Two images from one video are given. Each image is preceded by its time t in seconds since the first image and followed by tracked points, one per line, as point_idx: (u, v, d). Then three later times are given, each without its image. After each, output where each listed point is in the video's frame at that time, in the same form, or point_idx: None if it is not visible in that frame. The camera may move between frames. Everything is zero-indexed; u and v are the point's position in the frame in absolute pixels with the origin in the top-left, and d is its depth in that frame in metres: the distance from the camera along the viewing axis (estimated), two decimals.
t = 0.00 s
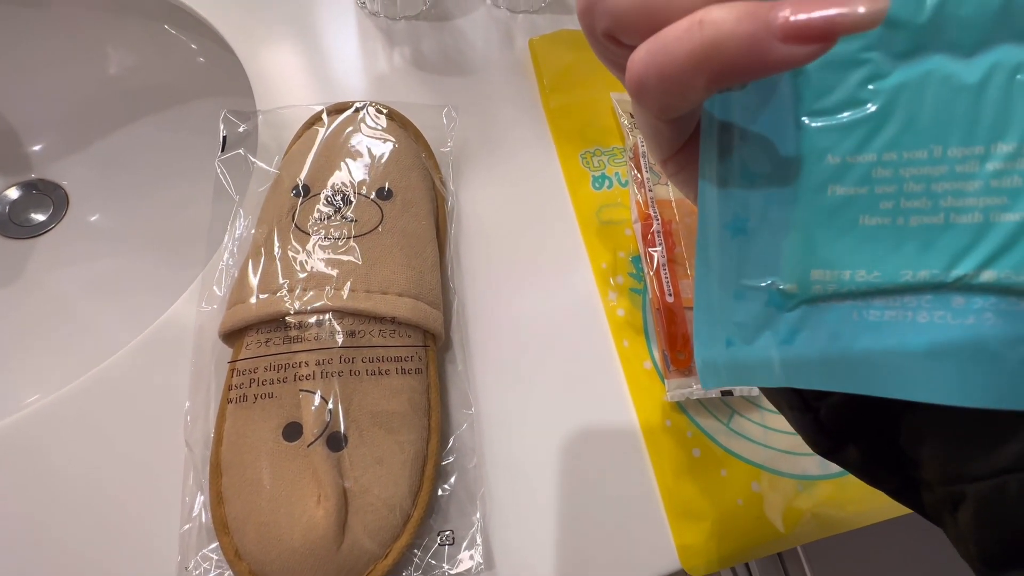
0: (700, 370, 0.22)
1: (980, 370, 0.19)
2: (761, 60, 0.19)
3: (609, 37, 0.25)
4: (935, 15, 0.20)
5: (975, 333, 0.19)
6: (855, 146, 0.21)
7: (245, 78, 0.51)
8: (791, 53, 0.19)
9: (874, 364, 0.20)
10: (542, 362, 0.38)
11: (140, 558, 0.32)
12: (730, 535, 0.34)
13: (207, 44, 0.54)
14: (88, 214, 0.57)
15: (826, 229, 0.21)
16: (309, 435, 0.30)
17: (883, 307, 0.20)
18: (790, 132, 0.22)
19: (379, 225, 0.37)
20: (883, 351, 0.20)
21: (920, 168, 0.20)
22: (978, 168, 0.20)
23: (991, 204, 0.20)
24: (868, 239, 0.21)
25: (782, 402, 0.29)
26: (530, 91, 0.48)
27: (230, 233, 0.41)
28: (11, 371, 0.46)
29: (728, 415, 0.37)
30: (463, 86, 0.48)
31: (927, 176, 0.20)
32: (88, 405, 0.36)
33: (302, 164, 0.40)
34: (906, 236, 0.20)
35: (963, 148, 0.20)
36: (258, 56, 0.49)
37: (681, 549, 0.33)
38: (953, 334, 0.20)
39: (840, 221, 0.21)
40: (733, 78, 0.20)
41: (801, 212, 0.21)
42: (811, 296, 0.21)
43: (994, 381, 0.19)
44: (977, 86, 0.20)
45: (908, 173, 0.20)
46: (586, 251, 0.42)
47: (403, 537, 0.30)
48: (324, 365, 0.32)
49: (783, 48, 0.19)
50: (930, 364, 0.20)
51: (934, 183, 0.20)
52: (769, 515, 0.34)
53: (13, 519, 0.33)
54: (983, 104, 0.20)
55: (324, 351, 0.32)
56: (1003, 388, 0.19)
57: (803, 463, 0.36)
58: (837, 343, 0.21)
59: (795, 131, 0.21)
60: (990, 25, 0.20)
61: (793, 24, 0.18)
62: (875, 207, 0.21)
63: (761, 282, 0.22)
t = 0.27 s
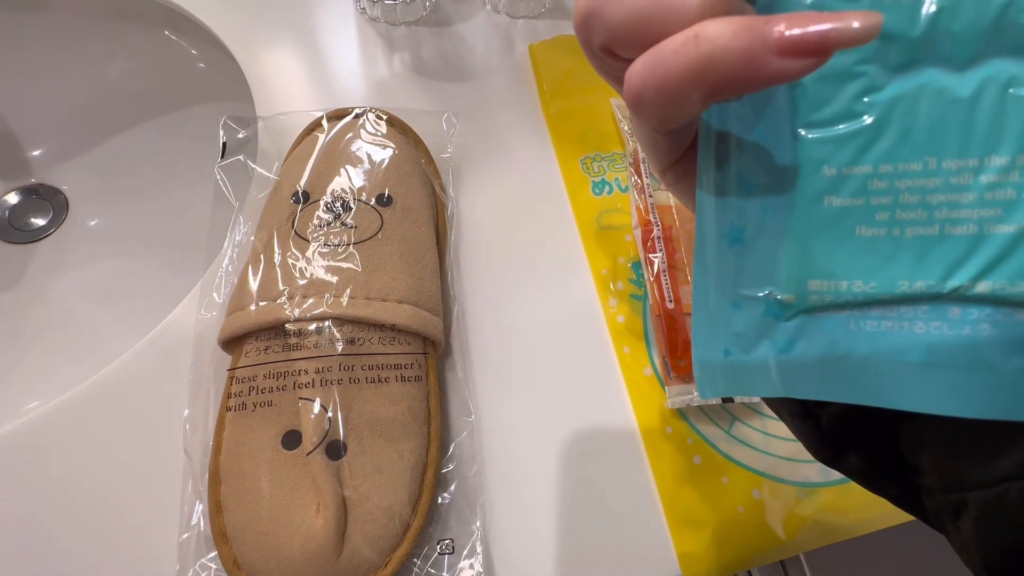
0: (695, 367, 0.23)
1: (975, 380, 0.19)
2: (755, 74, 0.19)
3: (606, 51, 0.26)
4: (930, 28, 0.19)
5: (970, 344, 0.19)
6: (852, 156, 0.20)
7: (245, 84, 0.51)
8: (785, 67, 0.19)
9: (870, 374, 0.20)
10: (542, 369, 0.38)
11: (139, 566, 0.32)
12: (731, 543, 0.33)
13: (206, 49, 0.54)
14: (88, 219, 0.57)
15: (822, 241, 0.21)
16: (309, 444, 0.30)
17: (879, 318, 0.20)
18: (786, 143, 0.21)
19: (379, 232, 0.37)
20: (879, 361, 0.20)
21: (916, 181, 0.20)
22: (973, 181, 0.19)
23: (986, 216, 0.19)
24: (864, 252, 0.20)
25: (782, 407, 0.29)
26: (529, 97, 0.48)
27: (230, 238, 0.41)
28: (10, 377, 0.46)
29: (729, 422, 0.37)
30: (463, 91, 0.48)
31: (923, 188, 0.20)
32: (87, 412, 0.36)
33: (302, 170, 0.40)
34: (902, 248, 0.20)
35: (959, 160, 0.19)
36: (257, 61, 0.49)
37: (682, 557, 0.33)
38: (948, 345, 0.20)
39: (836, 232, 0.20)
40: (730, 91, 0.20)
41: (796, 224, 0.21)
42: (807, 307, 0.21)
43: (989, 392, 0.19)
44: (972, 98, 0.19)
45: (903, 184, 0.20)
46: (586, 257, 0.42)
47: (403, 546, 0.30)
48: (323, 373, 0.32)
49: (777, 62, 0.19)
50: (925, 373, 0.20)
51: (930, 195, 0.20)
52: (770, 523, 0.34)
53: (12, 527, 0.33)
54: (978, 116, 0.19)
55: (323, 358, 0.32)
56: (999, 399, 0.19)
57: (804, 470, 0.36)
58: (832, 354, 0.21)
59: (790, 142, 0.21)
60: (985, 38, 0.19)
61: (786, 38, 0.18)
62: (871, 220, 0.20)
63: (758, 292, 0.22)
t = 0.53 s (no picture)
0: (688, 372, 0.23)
1: (963, 389, 0.20)
2: (743, 91, 0.19)
3: (598, 65, 0.26)
4: (916, 44, 0.20)
5: (958, 354, 0.20)
6: (840, 170, 0.20)
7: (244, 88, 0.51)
8: (771, 85, 0.19)
9: (860, 381, 0.21)
10: (539, 374, 0.38)
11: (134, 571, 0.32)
12: (728, 547, 0.33)
13: (204, 53, 0.54)
14: (86, 222, 0.57)
15: (812, 253, 0.21)
16: (304, 448, 0.30)
17: (870, 328, 0.20)
18: (775, 155, 0.21)
19: (375, 236, 0.37)
20: (869, 369, 0.21)
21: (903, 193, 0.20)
22: (959, 193, 0.19)
23: (972, 228, 0.19)
24: (852, 263, 0.20)
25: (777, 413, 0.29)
26: (527, 101, 0.48)
27: (227, 241, 0.41)
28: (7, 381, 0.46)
29: (726, 426, 0.37)
30: (461, 96, 0.48)
31: (911, 201, 0.20)
32: (83, 417, 0.35)
33: (299, 174, 0.40)
34: (891, 259, 0.20)
35: (945, 173, 0.19)
36: (255, 66, 0.49)
37: (679, 562, 0.33)
38: (937, 355, 0.20)
39: (826, 244, 0.21)
40: (719, 108, 0.20)
41: (787, 235, 0.21)
42: (798, 316, 0.21)
43: (976, 401, 0.20)
44: (958, 112, 0.19)
45: (891, 197, 0.20)
46: (583, 261, 0.42)
47: (398, 551, 0.30)
48: (320, 377, 0.32)
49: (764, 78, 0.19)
50: (915, 382, 0.20)
51: (918, 207, 0.20)
52: (767, 527, 0.34)
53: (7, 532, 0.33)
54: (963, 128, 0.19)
55: (320, 362, 0.32)
56: (987, 407, 0.20)
57: (802, 475, 0.36)
58: (823, 362, 0.21)
59: (780, 154, 0.21)
60: (969, 53, 0.19)
61: (772, 56, 0.19)
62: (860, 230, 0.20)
63: (750, 301, 0.22)
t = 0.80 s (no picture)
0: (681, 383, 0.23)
1: (950, 401, 0.20)
2: (731, 111, 0.20)
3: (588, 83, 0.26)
4: (900, 62, 0.20)
5: (946, 367, 0.20)
6: (828, 184, 0.20)
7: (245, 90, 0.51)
8: (757, 105, 0.19)
9: (848, 393, 0.21)
10: (537, 376, 0.38)
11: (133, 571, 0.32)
12: (727, 549, 0.33)
13: (205, 56, 0.55)
14: (87, 224, 0.57)
15: (801, 267, 0.21)
16: (303, 449, 0.30)
17: (858, 340, 0.21)
18: (764, 169, 0.21)
19: (375, 238, 0.37)
20: (858, 381, 0.21)
21: (890, 208, 0.20)
22: (944, 209, 0.20)
23: (957, 243, 0.20)
24: (840, 276, 0.21)
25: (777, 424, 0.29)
26: (527, 103, 0.48)
27: (227, 243, 0.41)
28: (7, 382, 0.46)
29: (726, 428, 0.37)
30: (460, 98, 0.48)
31: (897, 216, 0.20)
32: (83, 418, 0.36)
33: (299, 176, 0.40)
34: (878, 273, 0.20)
35: (930, 189, 0.20)
36: (256, 69, 0.49)
37: (678, 564, 0.33)
38: (924, 367, 0.20)
39: (815, 258, 0.21)
40: (708, 127, 0.21)
41: (775, 248, 0.21)
42: (788, 329, 0.21)
43: (963, 413, 0.20)
44: (941, 129, 0.20)
45: (878, 212, 0.20)
46: (582, 262, 0.42)
47: (397, 552, 0.30)
48: (319, 378, 0.32)
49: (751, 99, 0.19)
50: (903, 395, 0.20)
51: (904, 222, 0.20)
52: (766, 528, 0.34)
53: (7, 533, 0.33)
54: (947, 146, 0.20)
55: (319, 363, 0.32)
56: (973, 420, 0.20)
57: (801, 476, 0.36)
58: (812, 374, 0.21)
59: (769, 169, 0.21)
60: (951, 71, 0.20)
61: (758, 77, 0.19)
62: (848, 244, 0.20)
63: (740, 314, 0.22)
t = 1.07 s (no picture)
0: (673, 392, 0.23)
1: (935, 411, 0.20)
2: (717, 136, 0.20)
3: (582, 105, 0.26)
4: (880, 84, 0.21)
5: (930, 377, 0.20)
6: (813, 200, 0.21)
7: (249, 93, 0.52)
8: (742, 130, 0.20)
9: (836, 402, 0.21)
10: (538, 377, 0.38)
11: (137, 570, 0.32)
12: (730, 549, 0.33)
13: (210, 59, 0.55)
14: (91, 226, 0.58)
15: (789, 280, 0.21)
16: (308, 448, 0.30)
17: (845, 350, 0.21)
18: (752, 186, 0.22)
19: (379, 238, 0.37)
20: (844, 391, 0.21)
21: (871, 223, 0.20)
22: (925, 224, 0.20)
23: (939, 256, 0.20)
24: (825, 289, 0.21)
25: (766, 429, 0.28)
26: (529, 106, 0.48)
27: (232, 244, 0.41)
28: (12, 383, 0.46)
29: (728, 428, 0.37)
30: (463, 101, 0.48)
31: (878, 231, 0.20)
32: (88, 417, 0.36)
33: (304, 178, 0.40)
34: (862, 286, 0.21)
35: (911, 205, 0.20)
36: (261, 72, 0.49)
37: (682, 564, 0.33)
38: (910, 376, 0.20)
39: (802, 271, 0.21)
40: (696, 150, 0.21)
41: (762, 262, 0.22)
42: (778, 339, 0.21)
43: (948, 423, 0.20)
44: (920, 148, 0.20)
45: (861, 227, 0.20)
46: (585, 264, 0.42)
47: (401, 551, 0.30)
48: (323, 378, 0.32)
49: (736, 124, 0.20)
50: (889, 403, 0.21)
51: (886, 236, 0.20)
52: (770, 529, 0.34)
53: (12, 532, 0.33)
54: (927, 163, 0.20)
55: (323, 363, 0.32)
56: (955, 429, 0.20)
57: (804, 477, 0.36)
58: (802, 383, 0.21)
59: (756, 186, 0.22)
60: (928, 95, 0.20)
61: (741, 103, 0.19)
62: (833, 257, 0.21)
63: (731, 325, 0.22)
